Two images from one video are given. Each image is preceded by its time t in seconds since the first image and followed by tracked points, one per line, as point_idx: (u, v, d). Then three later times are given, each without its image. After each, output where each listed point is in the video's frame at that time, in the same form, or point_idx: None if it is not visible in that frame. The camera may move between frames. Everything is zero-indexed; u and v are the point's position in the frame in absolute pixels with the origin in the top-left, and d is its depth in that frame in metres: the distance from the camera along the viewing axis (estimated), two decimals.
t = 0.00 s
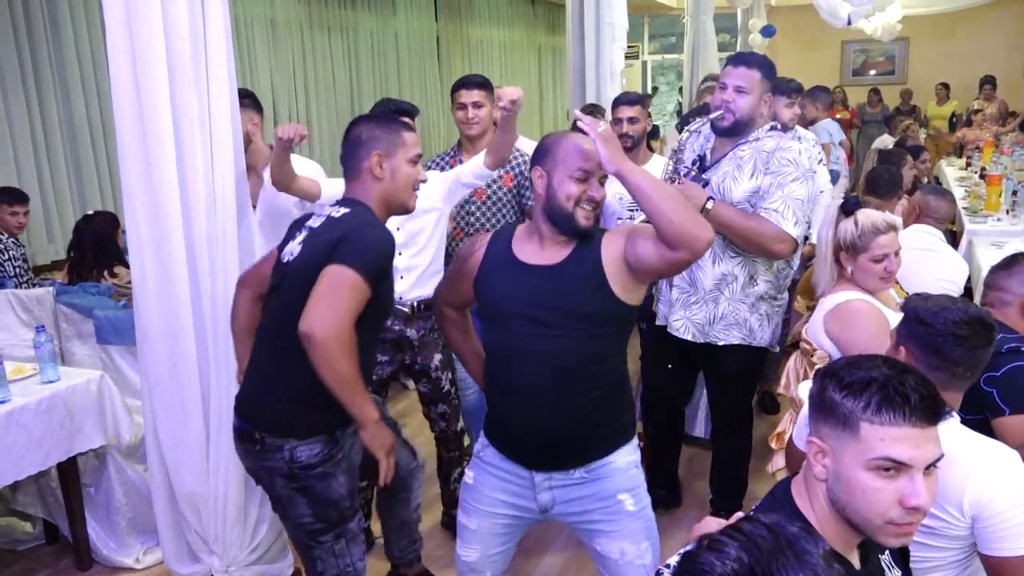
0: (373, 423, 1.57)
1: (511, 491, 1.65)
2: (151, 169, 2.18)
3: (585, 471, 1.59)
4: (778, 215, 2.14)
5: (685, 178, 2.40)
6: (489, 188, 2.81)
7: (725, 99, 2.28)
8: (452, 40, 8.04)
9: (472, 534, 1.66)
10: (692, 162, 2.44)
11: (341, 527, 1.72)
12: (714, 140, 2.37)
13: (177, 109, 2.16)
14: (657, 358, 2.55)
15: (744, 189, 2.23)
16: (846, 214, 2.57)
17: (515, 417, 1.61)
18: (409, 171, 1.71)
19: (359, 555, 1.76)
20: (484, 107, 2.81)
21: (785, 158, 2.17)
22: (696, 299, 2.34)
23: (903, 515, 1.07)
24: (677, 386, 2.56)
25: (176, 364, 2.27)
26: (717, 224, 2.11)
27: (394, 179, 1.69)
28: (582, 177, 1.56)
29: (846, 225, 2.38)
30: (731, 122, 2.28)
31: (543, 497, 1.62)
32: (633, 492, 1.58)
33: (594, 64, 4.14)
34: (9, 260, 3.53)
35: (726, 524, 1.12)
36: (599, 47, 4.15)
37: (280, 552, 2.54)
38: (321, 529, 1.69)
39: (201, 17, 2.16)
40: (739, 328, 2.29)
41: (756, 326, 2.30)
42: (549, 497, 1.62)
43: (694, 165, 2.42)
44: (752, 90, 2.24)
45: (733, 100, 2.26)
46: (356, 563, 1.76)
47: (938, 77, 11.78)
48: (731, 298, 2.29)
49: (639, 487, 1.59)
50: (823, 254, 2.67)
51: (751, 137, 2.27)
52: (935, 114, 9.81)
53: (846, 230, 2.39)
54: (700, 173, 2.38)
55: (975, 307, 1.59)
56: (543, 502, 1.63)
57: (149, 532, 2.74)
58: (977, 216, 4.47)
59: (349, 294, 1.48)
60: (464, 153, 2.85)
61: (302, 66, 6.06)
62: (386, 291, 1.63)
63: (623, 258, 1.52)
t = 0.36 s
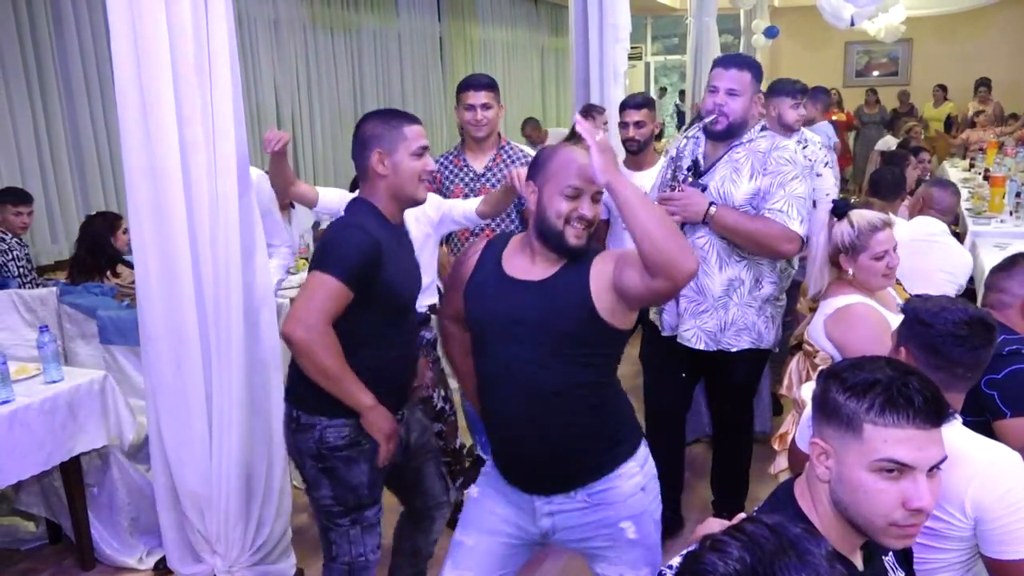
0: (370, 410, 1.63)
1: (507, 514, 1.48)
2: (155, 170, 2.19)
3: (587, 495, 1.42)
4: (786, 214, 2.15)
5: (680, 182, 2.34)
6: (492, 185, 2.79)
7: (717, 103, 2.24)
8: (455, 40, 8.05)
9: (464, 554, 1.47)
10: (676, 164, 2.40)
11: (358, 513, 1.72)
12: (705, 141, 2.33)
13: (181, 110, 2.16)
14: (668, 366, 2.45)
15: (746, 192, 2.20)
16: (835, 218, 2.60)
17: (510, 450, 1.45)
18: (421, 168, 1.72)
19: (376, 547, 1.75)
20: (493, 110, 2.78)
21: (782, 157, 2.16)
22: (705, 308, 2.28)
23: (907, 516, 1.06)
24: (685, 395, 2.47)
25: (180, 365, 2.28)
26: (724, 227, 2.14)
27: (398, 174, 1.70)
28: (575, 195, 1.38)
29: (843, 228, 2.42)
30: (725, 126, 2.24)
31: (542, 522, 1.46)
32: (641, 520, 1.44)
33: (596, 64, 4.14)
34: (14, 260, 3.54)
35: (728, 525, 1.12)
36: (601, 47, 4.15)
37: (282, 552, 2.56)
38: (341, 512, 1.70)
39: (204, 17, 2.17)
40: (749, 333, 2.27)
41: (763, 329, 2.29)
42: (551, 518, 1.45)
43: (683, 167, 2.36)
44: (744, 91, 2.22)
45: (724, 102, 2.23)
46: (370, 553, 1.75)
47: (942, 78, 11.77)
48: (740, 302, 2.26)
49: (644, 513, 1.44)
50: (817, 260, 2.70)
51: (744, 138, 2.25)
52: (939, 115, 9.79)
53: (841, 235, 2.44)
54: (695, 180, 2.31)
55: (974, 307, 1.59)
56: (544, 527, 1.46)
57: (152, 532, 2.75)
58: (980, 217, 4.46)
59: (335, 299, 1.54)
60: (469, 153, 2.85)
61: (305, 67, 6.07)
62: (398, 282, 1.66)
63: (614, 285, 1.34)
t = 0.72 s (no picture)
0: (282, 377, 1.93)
1: (472, 519, 1.45)
2: (156, 170, 2.19)
3: (551, 505, 1.38)
4: (772, 204, 2.17)
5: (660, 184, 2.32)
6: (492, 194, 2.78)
7: (688, 102, 2.24)
8: (456, 41, 8.05)
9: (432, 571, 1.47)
10: (656, 162, 2.37)
11: (356, 459, 1.91)
12: (674, 138, 2.32)
13: (183, 110, 2.17)
14: (656, 371, 2.45)
15: (727, 188, 2.21)
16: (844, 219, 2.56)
17: (475, 449, 1.40)
18: (409, 162, 1.87)
19: (372, 497, 1.91)
20: (495, 116, 2.77)
21: (756, 153, 2.21)
22: (693, 306, 2.28)
23: (906, 518, 1.06)
24: (676, 398, 2.45)
25: (181, 365, 2.28)
26: (714, 221, 2.13)
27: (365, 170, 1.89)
28: (547, 185, 1.32)
29: (851, 229, 2.46)
30: (698, 125, 2.23)
31: (504, 532, 1.41)
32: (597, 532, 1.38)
33: (597, 65, 4.15)
34: (16, 261, 3.55)
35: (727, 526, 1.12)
36: (602, 48, 4.16)
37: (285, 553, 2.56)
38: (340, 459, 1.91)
39: (206, 17, 2.17)
40: (738, 332, 2.27)
41: (751, 328, 2.29)
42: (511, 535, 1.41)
43: (661, 166, 2.35)
44: (712, 90, 2.22)
45: (695, 102, 2.22)
46: (364, 505, 1.90)
47: (944, 80, 11.76)
48: (728, 300, 2.26)
49: (608, 529, 1.40)
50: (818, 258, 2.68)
51: (717, 137, 2.26)
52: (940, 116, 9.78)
53: (848, 235, 2.47)
54: (673, 181, 2.30)
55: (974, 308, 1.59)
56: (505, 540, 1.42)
57: (153, 532, 2.75)
58: (981, 219, 4.46)
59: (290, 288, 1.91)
60: (470, 160, 2.85)
61: (307, 68, 6.09)
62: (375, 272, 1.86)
63: (593, 274, 1.30)
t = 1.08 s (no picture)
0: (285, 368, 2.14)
1: (467, 549, 1.42)
2: (157, 171, 2.19)
3: (551, 525, 1.36)
4: (758, 201, 2.18)
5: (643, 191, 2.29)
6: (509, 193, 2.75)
7: (658, 108, 2.24)
8: (457, 42, 8.06)
9: None
10: (639, 171, 2.33)
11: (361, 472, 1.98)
12: (651, 144, 2.31)
13: (184, 112, 2.18)
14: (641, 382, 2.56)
15: (712, 189, 2.22)
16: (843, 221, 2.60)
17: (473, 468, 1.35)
18: (410, 162, 1.87)
19: (376, 511, 1.98)
20: (512, 116, 2.78)
21: (736, 150, 2.23)
22: (689, 310, 2.26)
23: (904, 518, 1.06)
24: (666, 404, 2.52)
25: (182, 365, 2.28)
26: (707, 225, 2.15)
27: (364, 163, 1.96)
28: (522, 196, 1.28)
29: (850, 231, 2.46)
30: (672, 129, 2.24)
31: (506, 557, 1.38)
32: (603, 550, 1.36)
33: (597, 66, 4.16)
34: (17, 262, 3.56)
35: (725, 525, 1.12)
36: (603, 50, 4.16)
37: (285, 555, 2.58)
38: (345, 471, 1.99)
39: (207, 19, 2.18)
40: (736, 330, 2.26)
41: (750, 325, 2.29)
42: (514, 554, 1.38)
43: (643, 175, 2.31)
44: (682, 92, 2.23)
45: (667, 106, 2.22)
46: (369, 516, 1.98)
47: (945, 81, 11.76)
48: (724, 302, 2.26)
49: (612, 544, 1.38)
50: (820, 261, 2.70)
51: (694, 138, 2.27)
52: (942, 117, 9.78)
53: (846, 237, 2.47)
54: (655, 187, 2.28)
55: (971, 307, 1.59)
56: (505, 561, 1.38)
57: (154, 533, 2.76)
58: (982, 219, 4.47)
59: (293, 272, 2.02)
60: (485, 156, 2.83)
61: (309, 70, 6.10)
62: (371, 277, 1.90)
63: (570, 294, 1.26)
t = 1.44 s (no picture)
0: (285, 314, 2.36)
1: (423, 547, 1.44)
2: (156, 172, 2.21)
3: (501, 530, 1.38)
4: (759, 205, 2.19)
5: (642, 189, 2.31)
6: (535, 193, 2.64)
7: (664, 104, 2.25)
8: (455, 39, 8.06)
9: None
10: (639, 168, 2.36)
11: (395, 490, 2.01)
12: (654, 141, 2.33)
13: (182, 113, 2.18)
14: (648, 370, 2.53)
15: (712, 190, 2.22)
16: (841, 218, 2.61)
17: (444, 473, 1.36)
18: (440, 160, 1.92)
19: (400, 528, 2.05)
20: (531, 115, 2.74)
21: (740, 151, 2.23)
22: (679, 312, 2.28)
23: (894, 509, 1.07)
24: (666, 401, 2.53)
25: (182, 365, 2.30)
26: (702, 225, 2.15)
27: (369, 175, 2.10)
28: (429, 202, 1.28)
29: (848, 228, 2.47)
30: (677, 126, 2.25)
31: (455, 557, 1.40)
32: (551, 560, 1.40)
33: (596, 63, 4.17)
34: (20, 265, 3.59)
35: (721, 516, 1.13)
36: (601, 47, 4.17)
37: (287, 551, 2.60)
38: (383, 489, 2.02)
39: (202, 20, 2.19)
40: (726, 337, 2.26)
41: (746, 333, 2.27)
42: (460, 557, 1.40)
43: (643, 171, 2.33)
44: (689, 90, 2.24)
45: (673, 103, 2.23)
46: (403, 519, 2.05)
47: (946, 73, 11.74)
48: (718, 306, 2.26)
49: (560, 556, 1.41)
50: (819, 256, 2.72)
51: (697, 137, 2.27)
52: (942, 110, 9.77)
53: (844, 234, 2.48)
54: (654, 185, 2.30)
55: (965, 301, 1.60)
56: (454, 562, 1.41)
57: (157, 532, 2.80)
58: (981, 212, 4.47)
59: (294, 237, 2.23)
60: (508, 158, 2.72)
61: (308, 70, 6.11)
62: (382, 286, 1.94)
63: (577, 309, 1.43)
